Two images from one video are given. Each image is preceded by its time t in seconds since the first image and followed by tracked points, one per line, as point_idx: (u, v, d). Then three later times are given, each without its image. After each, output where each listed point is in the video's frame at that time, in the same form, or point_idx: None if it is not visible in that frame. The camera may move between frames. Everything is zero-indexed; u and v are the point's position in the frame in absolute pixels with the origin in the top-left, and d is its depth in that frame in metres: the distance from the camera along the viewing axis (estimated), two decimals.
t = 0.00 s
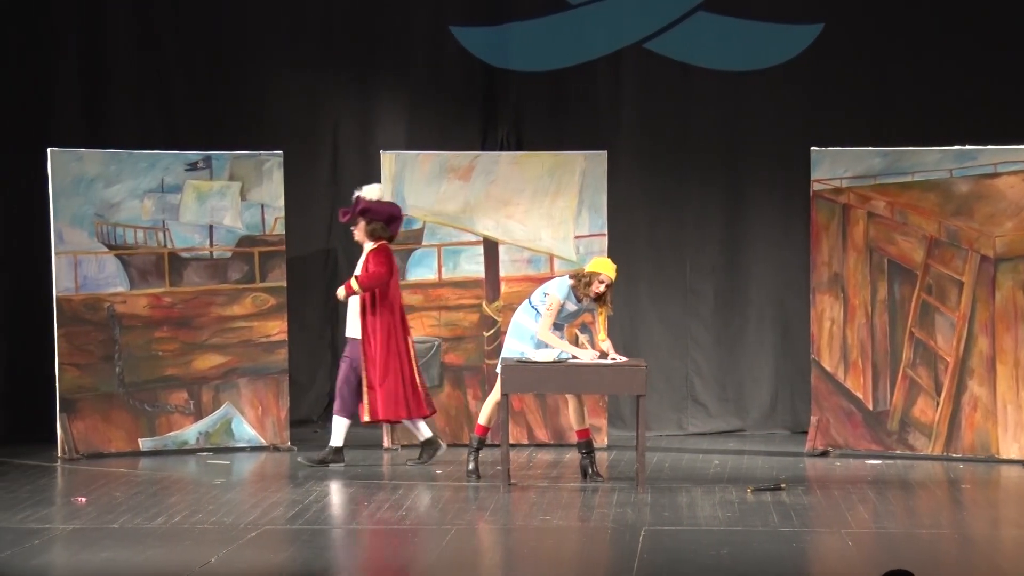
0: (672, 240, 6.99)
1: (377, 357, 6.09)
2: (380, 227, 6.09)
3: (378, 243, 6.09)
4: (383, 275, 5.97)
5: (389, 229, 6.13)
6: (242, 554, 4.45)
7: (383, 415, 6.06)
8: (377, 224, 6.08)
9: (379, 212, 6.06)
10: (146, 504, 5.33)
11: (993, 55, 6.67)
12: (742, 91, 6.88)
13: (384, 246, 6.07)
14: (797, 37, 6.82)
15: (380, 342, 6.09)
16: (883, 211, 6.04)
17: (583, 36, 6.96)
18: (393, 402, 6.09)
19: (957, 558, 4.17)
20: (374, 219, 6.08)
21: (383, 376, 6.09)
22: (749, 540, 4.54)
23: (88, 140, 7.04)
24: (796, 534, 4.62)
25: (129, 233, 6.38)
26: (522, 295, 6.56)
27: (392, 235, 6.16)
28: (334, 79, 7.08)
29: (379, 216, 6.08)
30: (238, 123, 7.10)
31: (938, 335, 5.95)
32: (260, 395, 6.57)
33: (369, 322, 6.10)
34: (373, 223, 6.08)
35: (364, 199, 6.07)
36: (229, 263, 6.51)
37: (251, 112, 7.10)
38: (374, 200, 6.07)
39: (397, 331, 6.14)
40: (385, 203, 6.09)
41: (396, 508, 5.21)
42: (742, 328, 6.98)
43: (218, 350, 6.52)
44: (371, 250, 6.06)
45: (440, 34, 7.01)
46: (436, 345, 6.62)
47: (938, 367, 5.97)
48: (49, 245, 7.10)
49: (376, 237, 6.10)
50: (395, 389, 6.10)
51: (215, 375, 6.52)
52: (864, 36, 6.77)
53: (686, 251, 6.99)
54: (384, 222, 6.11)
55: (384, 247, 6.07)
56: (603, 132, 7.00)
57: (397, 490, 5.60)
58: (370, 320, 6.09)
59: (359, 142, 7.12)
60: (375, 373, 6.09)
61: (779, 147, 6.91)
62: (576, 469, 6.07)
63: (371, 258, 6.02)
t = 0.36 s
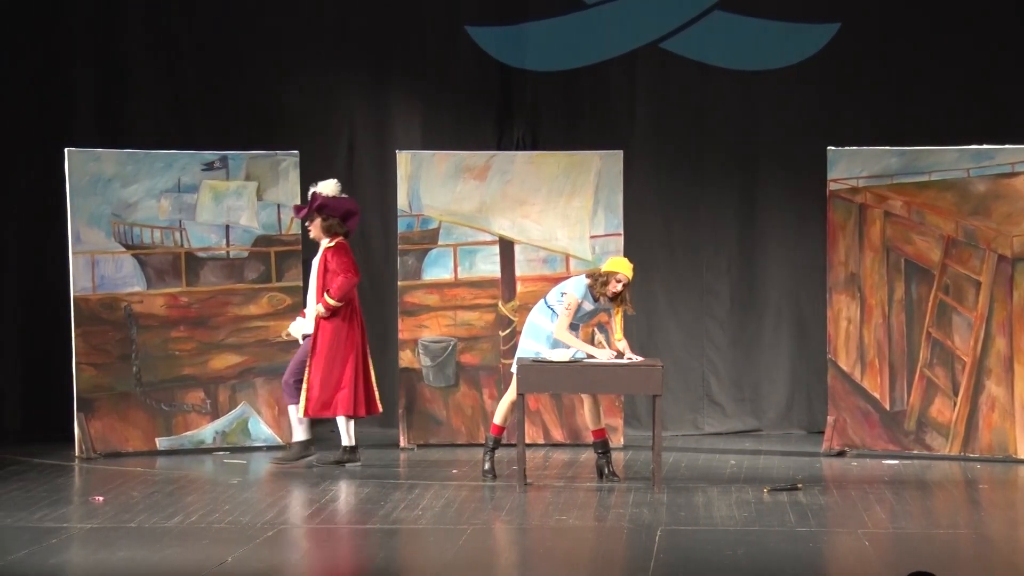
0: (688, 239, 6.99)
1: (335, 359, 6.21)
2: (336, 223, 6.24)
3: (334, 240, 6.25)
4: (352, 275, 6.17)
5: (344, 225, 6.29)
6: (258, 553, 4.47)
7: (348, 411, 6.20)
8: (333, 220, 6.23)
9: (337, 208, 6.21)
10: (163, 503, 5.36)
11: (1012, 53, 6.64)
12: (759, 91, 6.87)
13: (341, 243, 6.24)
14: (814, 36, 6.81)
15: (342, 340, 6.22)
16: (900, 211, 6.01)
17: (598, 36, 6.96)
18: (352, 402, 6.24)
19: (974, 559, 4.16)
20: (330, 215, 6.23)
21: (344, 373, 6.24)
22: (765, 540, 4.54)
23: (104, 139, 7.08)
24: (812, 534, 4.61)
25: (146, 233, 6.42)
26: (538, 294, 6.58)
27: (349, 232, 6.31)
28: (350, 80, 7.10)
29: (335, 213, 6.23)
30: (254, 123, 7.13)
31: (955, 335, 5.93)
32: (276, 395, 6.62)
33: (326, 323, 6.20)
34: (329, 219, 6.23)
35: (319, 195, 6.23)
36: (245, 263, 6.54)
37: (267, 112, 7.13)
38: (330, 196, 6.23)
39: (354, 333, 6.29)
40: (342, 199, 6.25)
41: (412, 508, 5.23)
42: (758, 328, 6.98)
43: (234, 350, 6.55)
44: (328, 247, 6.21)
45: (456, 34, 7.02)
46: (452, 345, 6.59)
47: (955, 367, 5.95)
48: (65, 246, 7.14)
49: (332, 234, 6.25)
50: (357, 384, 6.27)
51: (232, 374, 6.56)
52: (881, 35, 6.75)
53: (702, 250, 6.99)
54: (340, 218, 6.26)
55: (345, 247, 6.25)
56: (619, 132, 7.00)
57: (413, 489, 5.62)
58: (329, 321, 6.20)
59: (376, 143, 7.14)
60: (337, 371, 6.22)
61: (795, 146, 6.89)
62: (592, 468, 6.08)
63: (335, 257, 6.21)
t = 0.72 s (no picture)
0: (709, 239, 6.99)
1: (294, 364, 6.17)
2: (302, 223, 6.28)
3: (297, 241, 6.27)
4: (311, 279, 6.18)
5: (309, 225, 6.34)
6: (280, 553, 4.50)
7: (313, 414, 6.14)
8: (298, 221, 6.26)
9: (305, 208, 6.24)
10: (186, 502, 5.41)
11: None
12: (781, 90, 6.86)
13: (304, 245, 6.27)
14: (836, 36, 6.80)
15: (303, 344, 6.20)
16: (922, 210, 6.00)
17: (620, 35, 6.96)
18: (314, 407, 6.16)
19: (998, 560, 4.15)
20: (298, 215, 6.25)
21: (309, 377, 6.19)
22: (787, 540, 4.54)
23: (127, 140, 7.14)
24: (835, 534, 4.60)
25: (169, 233, 6.47)
26: (559, 294, 6.59)
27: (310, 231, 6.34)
28: (371, 80, 7.13)
29: (303, 213, 6.26)
30: (276, 123, 7.17)
31: (979, 335, 5.91)
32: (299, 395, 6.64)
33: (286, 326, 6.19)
34: (296, 219, 6.25)
35: (290, 195, 6.20)
36: (268, 262, 6.59)
37: (290, 112, 7.17)
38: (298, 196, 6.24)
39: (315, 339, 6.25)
40: (308, 199, 6.29)
41: (434, 507, 5.26)
42: (780, 328, 6.96)
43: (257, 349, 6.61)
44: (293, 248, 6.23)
45: (477, 34, 7.04)
46: (474, 344, 6.62)
47: (978, 367, 5.93)
48: (89, 247, 7.20)
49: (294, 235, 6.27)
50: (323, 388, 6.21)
51: (255, 373, 6.63)
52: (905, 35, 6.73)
53: (723, 250, 6.98)
54: (306, 218, 6.30)
55: (307, 250, 6.26)
56: (640, 132, 7.00)
57: (435, 489, 5.65)
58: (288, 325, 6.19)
59: (397, 143, 7.17)
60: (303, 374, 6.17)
61: (817, 145, 6.88)
62: (614, 468, 6.09)
63: (296, 260, 6.21)
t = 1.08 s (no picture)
0: (733, 239, 6.98)
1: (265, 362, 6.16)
2: (273, 224, 6.25)
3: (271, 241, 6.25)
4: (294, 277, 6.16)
5: (280, 227, 6.31)
6: (304, 552, 4.54)
7: (277, 415, 6.17)
8: (271, 222, 6.24)
9: (277, 209, 6.22)
10: (211, 501, 5.45)
11: None
12: (805, 89, 6.85)
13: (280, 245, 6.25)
14: (862, 35, 6.78)
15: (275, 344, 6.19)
16: (948, 209, 5.97)
17: (644, 35, 6.96)
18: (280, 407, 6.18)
19: None
20: (269, 217, 6.22)
21: (271, 378, 6.19)
22: (811, 540, 4.54)
23: (152, 139, 7.20)
24: (860, 534, 4.60)
25: (194, 232, 6.54)
26: (583, 293, 6.61)
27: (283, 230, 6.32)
28: (396, 80, 7.17)
29: (275, 214, 6.24)
30: (301, 123, 7.21)
31: (1005, 335, 5.88)
32: (323, 394, 6.69)
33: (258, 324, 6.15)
34: (266, 222, 6.23)
35: (261, 198, 6.17)
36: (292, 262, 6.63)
37: (314, 112, 7.21)
38: (268, 197, 6.22)
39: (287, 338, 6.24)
40: (278, 200, 6.26)
41: (458, 507, 5.28)
42: (805, 328, 6.95)
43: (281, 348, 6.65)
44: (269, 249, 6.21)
45: (501, 35, 7.06)
46: (498, 344, 6.64)
47: (1005, 368, 5.89)
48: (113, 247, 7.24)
49: (267, 236, 6.25)
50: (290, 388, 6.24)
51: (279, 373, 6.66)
52: (931, 34, 6.71)
53: (746, 250, 6.97)
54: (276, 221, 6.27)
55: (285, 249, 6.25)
56: (663, 131, 7.00)
57: (459, 488, 5.68)
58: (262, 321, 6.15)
59: (421, 143, 7.20)
60: (265, 374, 6.18)
61: (841, 145, 6.86)
62: (638, 468, 6.10)
63: (275, 259, 6.19)
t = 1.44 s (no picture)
0: (761, 238, 6.97)
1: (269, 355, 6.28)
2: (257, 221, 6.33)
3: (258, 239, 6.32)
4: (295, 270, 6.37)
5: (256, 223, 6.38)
6: (334, 551, 4.58)
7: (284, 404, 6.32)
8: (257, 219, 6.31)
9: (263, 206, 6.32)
10: (242, 499, 5.51)
11: None
12: (836, 88, 6.83)
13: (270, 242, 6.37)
14: (892, 33, 6.75)
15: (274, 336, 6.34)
16: (979, 208, 5.95)
17: (673, 34, 6.97)
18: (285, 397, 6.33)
19: None
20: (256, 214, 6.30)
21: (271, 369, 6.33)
22: (841, 540, 4.53)
23: (183, 140, 7.27)
24: (890, 534, 4.59)
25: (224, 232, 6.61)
26: (612, 293, 6.62)
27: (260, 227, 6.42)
28: (424, 80, 7.21)
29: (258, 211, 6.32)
30: (331, 124, 7.27)
31: None
32: (352, 392, 6.74)
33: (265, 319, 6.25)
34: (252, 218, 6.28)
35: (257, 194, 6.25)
36: (321, 262, 6.68)
37: (344, 112, 7.26)
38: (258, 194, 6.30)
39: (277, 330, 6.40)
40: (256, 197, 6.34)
41: (487, 506, 5.31)
42: (835, 327, 6.93)
43: (310, 348, 6.70)
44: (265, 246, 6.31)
45: (529, 35, 7.09)
46: (527, 343, 6.66)
47: None
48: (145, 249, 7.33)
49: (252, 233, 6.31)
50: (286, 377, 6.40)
51: (309, 372, 6.71)
52: (962, 33, 6.68)
53: (775, 249, 6.96)
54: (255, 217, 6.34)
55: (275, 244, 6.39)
56: (692, 130, 7.00)
57: (488, 487, 5.71)
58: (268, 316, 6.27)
59: (450, 143, 7.24)
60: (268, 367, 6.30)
61: (870, 144, 6.84)
62: (667, 468, 6.11)
63: (274, 255, 6.33)
